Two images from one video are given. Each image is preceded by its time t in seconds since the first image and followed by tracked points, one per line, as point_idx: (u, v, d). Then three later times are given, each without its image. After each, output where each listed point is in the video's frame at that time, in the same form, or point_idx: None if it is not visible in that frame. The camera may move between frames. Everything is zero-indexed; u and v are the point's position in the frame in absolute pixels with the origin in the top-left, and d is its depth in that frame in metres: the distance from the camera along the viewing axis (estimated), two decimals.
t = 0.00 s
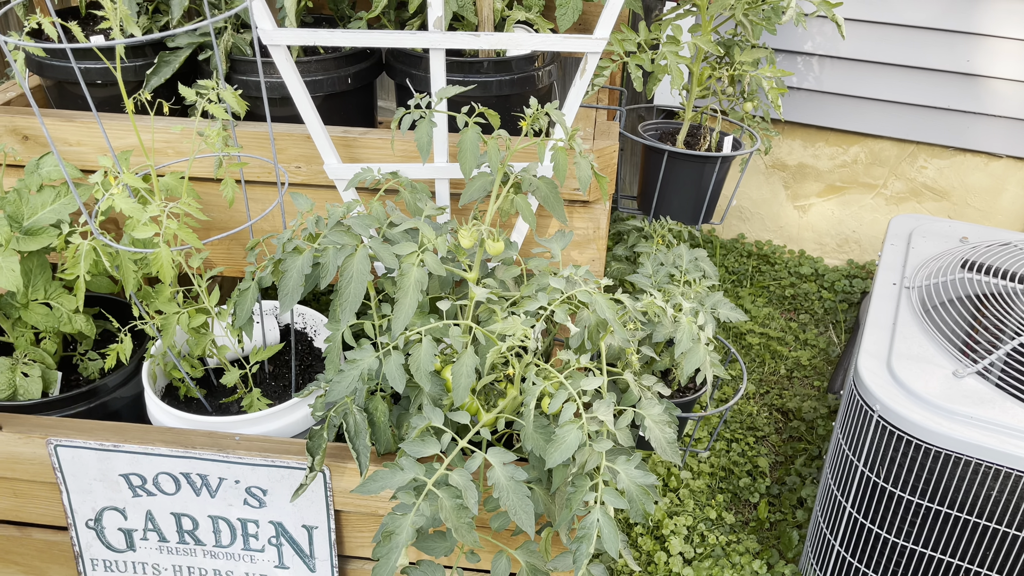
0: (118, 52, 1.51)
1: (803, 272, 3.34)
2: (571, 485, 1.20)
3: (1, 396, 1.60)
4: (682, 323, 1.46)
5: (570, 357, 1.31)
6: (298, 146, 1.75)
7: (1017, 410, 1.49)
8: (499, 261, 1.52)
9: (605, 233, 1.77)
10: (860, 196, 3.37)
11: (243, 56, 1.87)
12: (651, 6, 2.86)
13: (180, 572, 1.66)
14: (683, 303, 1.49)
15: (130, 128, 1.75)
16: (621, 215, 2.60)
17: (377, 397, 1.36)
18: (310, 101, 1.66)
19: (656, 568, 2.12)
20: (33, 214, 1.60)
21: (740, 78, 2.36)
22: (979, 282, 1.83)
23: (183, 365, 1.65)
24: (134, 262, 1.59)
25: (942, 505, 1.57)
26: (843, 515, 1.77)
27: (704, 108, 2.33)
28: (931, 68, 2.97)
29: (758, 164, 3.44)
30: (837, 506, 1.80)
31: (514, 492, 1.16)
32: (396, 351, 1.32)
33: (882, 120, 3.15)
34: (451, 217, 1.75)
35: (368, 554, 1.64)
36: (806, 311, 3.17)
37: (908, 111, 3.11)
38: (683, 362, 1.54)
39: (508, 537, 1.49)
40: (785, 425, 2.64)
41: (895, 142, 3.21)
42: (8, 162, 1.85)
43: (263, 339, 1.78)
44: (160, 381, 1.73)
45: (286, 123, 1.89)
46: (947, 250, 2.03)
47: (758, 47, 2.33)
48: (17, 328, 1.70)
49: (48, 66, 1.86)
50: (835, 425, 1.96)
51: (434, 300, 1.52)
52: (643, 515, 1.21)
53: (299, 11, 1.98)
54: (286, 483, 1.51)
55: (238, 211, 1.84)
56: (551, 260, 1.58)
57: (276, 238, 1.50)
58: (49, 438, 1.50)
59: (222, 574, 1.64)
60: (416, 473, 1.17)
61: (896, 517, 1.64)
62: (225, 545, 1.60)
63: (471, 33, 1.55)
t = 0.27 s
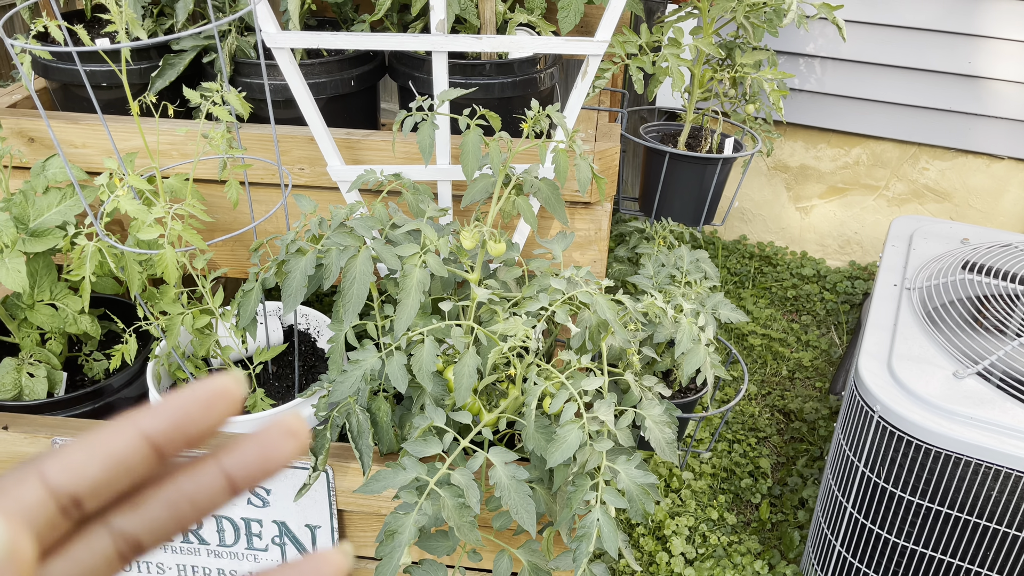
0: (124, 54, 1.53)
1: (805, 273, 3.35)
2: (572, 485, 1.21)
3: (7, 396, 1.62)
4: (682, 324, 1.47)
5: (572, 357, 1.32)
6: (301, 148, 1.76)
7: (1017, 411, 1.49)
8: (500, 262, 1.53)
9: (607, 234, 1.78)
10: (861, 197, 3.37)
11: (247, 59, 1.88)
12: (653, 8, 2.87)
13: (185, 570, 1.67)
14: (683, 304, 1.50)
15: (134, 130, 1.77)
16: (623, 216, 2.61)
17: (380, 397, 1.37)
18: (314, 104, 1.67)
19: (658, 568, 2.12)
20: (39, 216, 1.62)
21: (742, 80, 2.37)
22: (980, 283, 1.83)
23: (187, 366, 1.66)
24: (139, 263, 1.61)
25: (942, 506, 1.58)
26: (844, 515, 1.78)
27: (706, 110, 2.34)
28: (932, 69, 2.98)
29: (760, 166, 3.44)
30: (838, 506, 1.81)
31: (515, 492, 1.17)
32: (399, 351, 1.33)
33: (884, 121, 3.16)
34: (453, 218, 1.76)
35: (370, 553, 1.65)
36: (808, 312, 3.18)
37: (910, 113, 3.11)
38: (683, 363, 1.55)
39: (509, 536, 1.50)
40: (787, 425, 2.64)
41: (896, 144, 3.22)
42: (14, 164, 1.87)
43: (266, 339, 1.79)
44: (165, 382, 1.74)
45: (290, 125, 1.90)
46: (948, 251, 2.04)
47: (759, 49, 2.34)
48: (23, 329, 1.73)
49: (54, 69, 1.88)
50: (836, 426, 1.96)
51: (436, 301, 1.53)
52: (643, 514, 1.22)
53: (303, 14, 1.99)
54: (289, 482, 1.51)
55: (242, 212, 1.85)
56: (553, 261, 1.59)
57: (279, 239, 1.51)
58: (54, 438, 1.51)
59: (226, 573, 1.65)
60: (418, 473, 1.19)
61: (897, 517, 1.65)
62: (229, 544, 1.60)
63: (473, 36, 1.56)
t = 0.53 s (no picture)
0: (125, 55, 1.53)
1: (808, 274, 3.34)
2: (574, 486, 1.20)
3: (9, 397, 1.62)
4: (683, 325, 1.47)
5: (573, 357, 1.32)
6: (302, 149, 1.76)
7: (1019, 411, 1.49)
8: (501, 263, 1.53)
9: (608, 235, 1.78)
10: (864, 198, 3.37)
11: (248, 60, 1.89)
12: (654, 9, 2.87)
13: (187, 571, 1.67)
14: (685, 304, 1.49)
15: (136, 131, 1.77)
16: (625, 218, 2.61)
17: (380, 397, 1.37)
18: (315, 105, 1.67)
19: (660, 569, 2.12)
20: (41, 216, 1.62)
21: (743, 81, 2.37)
22: (982, 284, 1.83)
23: (189, 366, 1.66)
24: (141, 264, 1.61)
25: (945, 507, 1.57)
26: (846, 517, 1.78)
27: (707, 111, 2.33)
28: (935, 70, 2.97)
29: (762, 167, 3.44)
30: (840, 507, 1.80)
31: (516, 492, 1.17)
32: (399, 352, 1.33)
33: (886, 122, 3.15)
34: (454, 219, 1.76)
35: (372, 554, 1.65)
36: (811, 313, 3.17)
37: (912, 113, 3.11)
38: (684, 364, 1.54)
39: (510, 537, 1.50)
40: (789, 427, 2.64)
41: (899, 145, 3.21)
42: (16, 165, 1.87)
43: (268, 340, 1.80)
44: (167, 382, 1.74)
45: (291, 126, 1.91)
46: (950, 252, 2.03)
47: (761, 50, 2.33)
48: (24, 330, 1.72)
49: (56, 70, 1.88)
50: (838, 427, 1.96)
51: (437, 301, 1.53)
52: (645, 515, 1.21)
53: (305, 15, 1.99)
54: (290, 483, 1.52)
55: (243, 213, 1.85)
56: (554, 262, 1.59)
57: (280, 240, 1.51)
58: (56, 438, 1.52)
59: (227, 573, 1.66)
60: (419, 474, 1.19)
61: (899, 519, 1.64)
62: (230, 545, 1.60)
63: (474, 36, 1.57)
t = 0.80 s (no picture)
0: (128, 59, 1.53)
1: (811, 276, 3.34)
2: (576, 488, 1.20)
3: (12, 400, 1.62)
4: (685, 327, 1.46)
5: (574, 360, 1.31)
6: (305, 152, 1.77)
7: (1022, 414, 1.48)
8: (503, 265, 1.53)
9: (610, 237, 1.78)
10: (867, 200, 3.36)
11: (250, 63, 1.89)
12: (656, 11, 2.87)
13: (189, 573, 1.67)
14: (686, 307, 1.49)
15: (139, 135, 1.78)
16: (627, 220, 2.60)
17: (383, 400, 1.37)
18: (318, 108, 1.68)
19: (662, 571, 2.12)
20: (44, 220, 1.62)
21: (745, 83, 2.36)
22: (985, 286, 1.82)
23: (192, 369, 1.66)
24: (143, 266, 1.61)
25: (947, 509, 1.57)
26: (849, 519, 1.77)
27: (709, 113, 2.33)
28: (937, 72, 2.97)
29: (765, 169, 3.44)
30: (843, 509, 1.80)
31: (518, 495, 1.16)
32: (401, 355, 1.33)
33: (889, 124, 3.15)
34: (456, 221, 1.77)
35: (374, 556, 1.65)
36: (814, 315, 3.16)
37: (915, 115, 3.10)
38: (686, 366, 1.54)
39: (512, 539, 1.50)
40: (792, 429, 2.63)
41: (902, 146, 3.21)
42: (19, 169, 1.88)
43: (270, 342, 1.80)
44: (169, 385, 1.74)
45: (294, 129, 1.91)
46: (953, 254, 2.03)
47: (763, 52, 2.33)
48: (28, 332, 1.72)
49: (59, 73, 1.89)
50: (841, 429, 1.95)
51: (439, 304, 1.53)
52: (647, 517, 1.21)
53: (307, 18, 2.00)
54: (292, 485, 1.52)
55: (246, 216, 1.86)
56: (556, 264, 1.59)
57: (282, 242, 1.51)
58: (59, 441, 1.52)
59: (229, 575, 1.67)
60: (420, 476, 1.19)
61: (902, 521, 1.64)
62: (233, 547, 1.61)
63: (475, 39, 1.57)
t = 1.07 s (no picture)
0: (129, 62, 1.53)
1: (813, 277, 3.33)
2: (575, 490, 1.20)
3: (13, 402, 1.62)
4: (686, 329, 1.46)
5: (574, 362, 1.31)
6: (305, 154, 1.77)
7: None
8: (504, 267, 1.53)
9: (611, 239, 1.78)
10: (869, 201, 3.35)
11: (251, 65, 1.89)
12: (658, 12, 2.86)
13: None
14: (687, 308, 1.49)
15: (140, 137, 1.78)
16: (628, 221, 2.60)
17: (383, 402, 1.37)
18: (318, 110, 1.68)
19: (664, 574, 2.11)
20: (46, 222, 1.62)
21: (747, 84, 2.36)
22: (988, 287, 1.82)
23: (192, 371, 1.66)
24: (144, 268, 1.61)
25: (950, 511, 1.56)
26: (851, 522, 1.76)
27: (710, 114, 2.33)
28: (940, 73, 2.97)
29: (767, 170, 3.43)
30: (845, 512, 1.79)
31: (518, 497, 1.16)
32: (402, 356, 1.33)
33: (892, 125, 3.14)
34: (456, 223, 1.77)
35: (374, 559, 1.64)
36: (816, 317, 3.16)
37: (917, 116, 3.10)
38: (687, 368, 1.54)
39: (513, 542, 1.50)
40: (795, 431, 2.62)
41: (904, 147, 3.20)
42: (21, 171, 1.88)
43: (271, 344, 1.80)
44: (170, 387, 1.74)
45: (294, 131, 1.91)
46: (956, 255, 2.02)
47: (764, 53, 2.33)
48: (29, 335, 1.72)
49: (61, 75, 1.89)
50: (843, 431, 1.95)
51: (440, 306, 1.53)
52: (647, 520, 1.21)
53: (308, 20, 2.00)
54: (293, 488, 1.52)
55: (247, 218, 1.86)
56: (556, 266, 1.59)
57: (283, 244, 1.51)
58: (59, 443, 1.52)
59: None
60: (420, 478, 1.19)
61: (905, 523, 1.63)
62: (234, 549, 1.61)
63: (476, 41, 1.57)
